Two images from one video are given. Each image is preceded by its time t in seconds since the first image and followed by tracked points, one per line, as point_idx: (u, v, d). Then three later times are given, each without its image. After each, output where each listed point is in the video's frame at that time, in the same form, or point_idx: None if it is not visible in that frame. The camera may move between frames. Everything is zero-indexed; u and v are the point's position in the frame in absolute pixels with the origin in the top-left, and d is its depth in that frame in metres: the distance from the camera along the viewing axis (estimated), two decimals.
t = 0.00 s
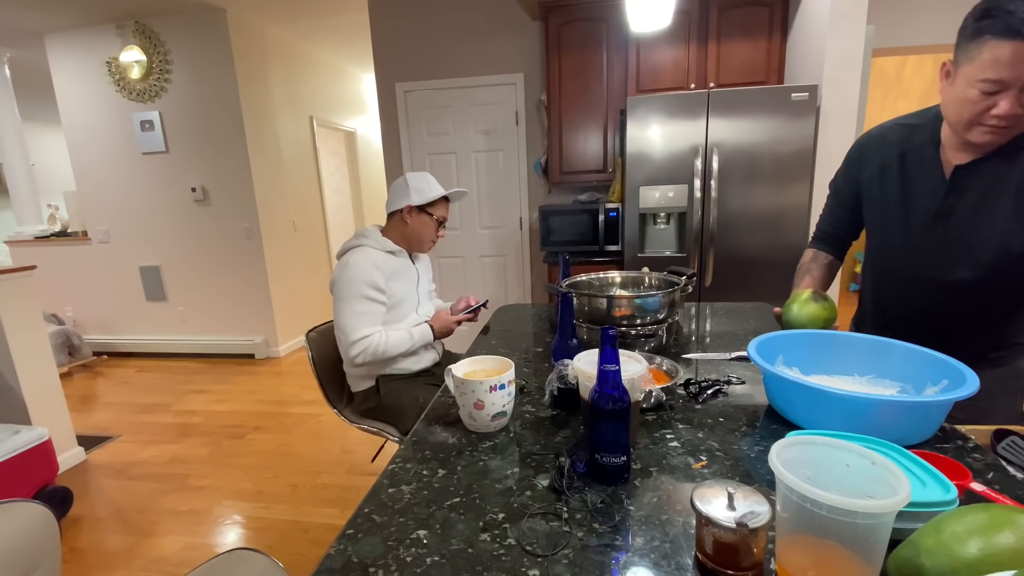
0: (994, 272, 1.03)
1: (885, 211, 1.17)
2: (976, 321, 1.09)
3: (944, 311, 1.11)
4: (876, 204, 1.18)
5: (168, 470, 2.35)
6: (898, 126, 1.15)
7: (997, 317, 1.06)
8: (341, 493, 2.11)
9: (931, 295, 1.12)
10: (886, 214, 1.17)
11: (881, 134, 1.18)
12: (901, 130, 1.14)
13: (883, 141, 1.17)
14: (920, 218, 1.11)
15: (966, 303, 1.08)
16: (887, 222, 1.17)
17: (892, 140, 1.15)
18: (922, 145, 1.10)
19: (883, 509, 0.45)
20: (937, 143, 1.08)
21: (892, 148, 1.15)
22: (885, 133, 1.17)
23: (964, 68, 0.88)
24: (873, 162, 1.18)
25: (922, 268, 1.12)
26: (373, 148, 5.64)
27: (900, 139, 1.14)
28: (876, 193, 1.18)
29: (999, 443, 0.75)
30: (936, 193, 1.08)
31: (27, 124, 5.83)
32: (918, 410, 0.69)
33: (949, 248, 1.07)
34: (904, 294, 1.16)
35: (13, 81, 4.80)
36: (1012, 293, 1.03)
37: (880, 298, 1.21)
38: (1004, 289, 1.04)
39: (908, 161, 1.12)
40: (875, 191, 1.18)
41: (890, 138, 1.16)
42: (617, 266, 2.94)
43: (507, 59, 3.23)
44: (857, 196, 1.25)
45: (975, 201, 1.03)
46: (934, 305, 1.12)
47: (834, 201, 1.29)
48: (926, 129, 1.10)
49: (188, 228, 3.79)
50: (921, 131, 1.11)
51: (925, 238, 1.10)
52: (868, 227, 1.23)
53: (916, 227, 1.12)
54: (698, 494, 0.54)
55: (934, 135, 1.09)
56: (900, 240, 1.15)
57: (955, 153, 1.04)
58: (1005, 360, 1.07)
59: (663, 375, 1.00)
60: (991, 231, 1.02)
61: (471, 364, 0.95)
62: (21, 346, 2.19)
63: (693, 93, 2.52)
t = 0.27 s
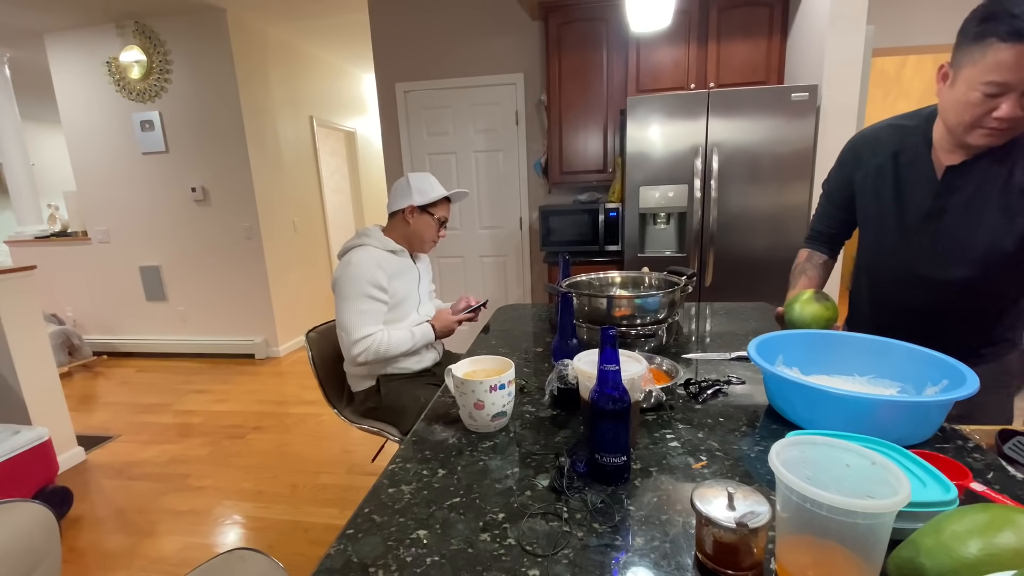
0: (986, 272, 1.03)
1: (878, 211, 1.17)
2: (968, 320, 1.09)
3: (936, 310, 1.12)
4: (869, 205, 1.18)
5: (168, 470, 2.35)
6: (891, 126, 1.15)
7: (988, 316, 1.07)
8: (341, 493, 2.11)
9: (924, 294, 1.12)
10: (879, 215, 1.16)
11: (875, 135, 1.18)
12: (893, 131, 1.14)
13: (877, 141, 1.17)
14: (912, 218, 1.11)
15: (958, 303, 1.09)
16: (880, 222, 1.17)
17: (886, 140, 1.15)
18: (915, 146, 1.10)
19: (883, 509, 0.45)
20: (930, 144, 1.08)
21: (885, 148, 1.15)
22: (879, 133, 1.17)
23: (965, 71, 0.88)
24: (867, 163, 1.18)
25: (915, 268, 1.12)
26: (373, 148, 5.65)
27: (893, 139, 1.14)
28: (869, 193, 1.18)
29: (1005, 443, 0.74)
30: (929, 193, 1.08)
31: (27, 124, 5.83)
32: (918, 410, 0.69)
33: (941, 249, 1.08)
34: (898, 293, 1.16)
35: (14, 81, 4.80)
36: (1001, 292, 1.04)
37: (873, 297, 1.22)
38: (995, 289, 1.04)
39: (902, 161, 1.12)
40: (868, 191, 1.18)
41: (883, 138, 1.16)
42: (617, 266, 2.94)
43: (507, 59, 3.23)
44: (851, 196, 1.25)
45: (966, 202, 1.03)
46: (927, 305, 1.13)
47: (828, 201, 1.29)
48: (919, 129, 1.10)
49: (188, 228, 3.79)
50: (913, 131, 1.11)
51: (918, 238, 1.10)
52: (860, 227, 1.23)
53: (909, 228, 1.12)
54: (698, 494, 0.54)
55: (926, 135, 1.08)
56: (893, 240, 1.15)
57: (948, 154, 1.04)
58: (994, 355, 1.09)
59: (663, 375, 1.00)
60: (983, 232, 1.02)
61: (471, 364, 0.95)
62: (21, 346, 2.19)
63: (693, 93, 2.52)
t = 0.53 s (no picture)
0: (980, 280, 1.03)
1: (876, 215, 1.17)
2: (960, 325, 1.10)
3: (930, 314, 1.13)
4: (869, 209, 1.18)
5: (168, 470, 2.35)
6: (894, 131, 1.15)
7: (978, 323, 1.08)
8: (341, 492, 2.11)
9: (918, 298, 1.13)
10: (878, 218, 1.16)
11: (878, 139, 1.18)
12: (896, 136, 1.14)
13: (879, 145, 1.17)
14: (909, 224, 1.11)
15: (950, 308, 1.09)
16: (878, 225, 1.17)
17: (887, 144, 1.15)
18: (917, 151, 1.10)
19: (883, 510, 0.45)
20: (931, 150, 1.08)
21: (887, 153, 1.15)
22: (881, 138, 1.17)
23: (970, 83, 0.88)
24: (869, 166, 1.18)
25: (911, 273, 1.12)
26: (373, 148, 5.65)
27: (894, 144, 1.14)
28: (869, 197, 1.18)
29: (1006, 443, 0.74)
30: (927, 200, 1.08)
31: (27, 125, 5.83)
32: (918, 410, 0.69)
33: (935, 255, 1.08)
34: (893, 296, 1.16)
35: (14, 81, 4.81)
36: (995, 299, 1.04)
37: (871, 299, 1.22)
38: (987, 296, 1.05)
39: (902, 167, 1.12)
40: (869, 195, 1.18)
41: (885, 143, 1.16)
42: (617, 266, 2.94)
43: (507, 59, 3.23)
44: (852, 199, 1.25)
45: (965, 210, 1.03)
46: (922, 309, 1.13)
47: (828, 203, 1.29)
48: (921, 136, 1.09)
49: (188, 228, 3.79)
50: (915, 136, 1.11)
51: (914, 243, 1.11)
52: (860, 229, 1.23)
53: (907, 233, 1.11)
54: (699, 494, 0.54)
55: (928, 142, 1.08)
56: (889, 244, 1.15)
57: (949, 161, 1.03)
58: (990, 352, 1.10)
59: (663, 375, 1.00)
60: (978, 240, 1.02)
61: (471, 365, 0.95)
62: (21, 346, 2.19)
63: (693, 93, 2.52)
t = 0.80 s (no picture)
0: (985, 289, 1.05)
1: (884, 220, 1.16)
2: (960, 331, 1.12)
3: (932, 319, 1.14)
4: (877, 214, 1.18)
5: (168, 470, 2.35)
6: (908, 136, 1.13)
7: (977, 330, 1.10)
8: (341, 492, 2.11)
9: (921, 303, 1.14)
10: (886, 224, 1.16)
11: (891, 143, 1.17)
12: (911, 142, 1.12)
13: (893, 150, 1.16)
14: (918, 231, 1.11)
15: (952, 315, 1.11)
16: (885, 231, 1.16)
17: (902, 150, 1.14)
18: (931, 159, 1.08)
19: (884, 509, 0.45)
20: (945, 158, 1.07)
21: (901, 158, 1.14)
22: (895, 142, 1.16)
23: (987, 95, 0.88)
24: (881, 171, 1.17)
25: (916, 279, 1.12)
26: (373, 148, 5.64)
27: (908, 150, 1.13)
28: (879, 202, 1.17)
29: (1006, 443, 0.75)
30: (938, 209, 1.07)
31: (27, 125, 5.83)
32: (918, 410, 0.69)
33: (943, 263, 1.08)
34: (897, 301, 1.17)
35: (14, 81, 4.81)
36: (996, 307, 1.07)
37: (873, 301, 1.23)
38: (988, 305, 1.07)
39: (914, 173, 1.11)
40: (878, 200, 1.17)
41: (899, 148, 1.15)
42: (617, 266, 2.94)
43: (507, 59, 3.23)
44: (859, 202, 1.24)
45: (976, 221, 1.03)
46: (924, 314, 1.14)
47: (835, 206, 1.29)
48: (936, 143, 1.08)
49: (188, 228, 3.79)
50: (930, 143, 1.09)
51: (922, 251, 1.11)
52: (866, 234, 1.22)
53: (915, 240, 1.11)
54: (698, 494, 0.54)
55: (943, 150, 1.07)
56: (896, 250, 1.15)
57: (964, 170, 1.02)
58: (997, 352, 1.12)
59: (663, 375, 1.00)
60: (988, 251, 1.03)
61: (471, 364, 0.95)
62: (21, 346, 2.19)
63: (693, 93, 2.52)
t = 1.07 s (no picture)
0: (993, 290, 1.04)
1: (890, 221, 1.17)
2: (966, 333, 1.11)
3: (939, 321, 1.13)
4: (882, 215, 1.18)
5: (168, 470, 2.35)
6: (912, 137, 1.14)
7: (983, 332, 1.10)
8: (341, 492, 2.11)
9: (926, 304, 1.14)
10: (892, 225, 1.16)
11: (894, 145, 1.17)
12: (914, 144, 1.13)
13: (896, 151, 1.16)
14: (924, 233, 1.11)
15: (958, 316, 1.11)
16: (891, 232, 1.17)
17: (906, 152, 1.14)
18: (936, 160, 1.09)
19: (884, 509, 0.45)
20: (949, 160, 1.07)
21: (905, 160, 1.14)
22: (898, 144, 1.16)
23: (987, 98, 0.88)
24: (885, 172, 1.17)
25: (925, 281, 1.12)
26: (373, 148, 5.64)
27: (912, 152, 1.13)
28: (883, 204, 1.17)
29: (1006, 443, 0.74)
30: (945, 210, 1.08)
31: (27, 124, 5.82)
32: (919, 410, 0.69)
33: (949, 265, 1.08)
34: (902, 303, 1.17)
35: (14, 81, 4.81)
36: (1004, 309, 1.06)
37: (878, 303, 1.22)
38: (996, 306, 1.06)
39: (919, 175, 1.11)
40: (882, 201, 1.18)
41: (903, 149, 1.15)
42: (617, 266, 2.94)
43: (507, 59, 3.23)
44: (863, 204, 1.25)
45: (982, 223, 1.03)
46: (930, 316, 1.14)
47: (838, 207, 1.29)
48: (941, 144, 1.09)
49: (188, 228, 3.79)
50: (934, 144, 1.10)
51: (927, 252, 1.11)
52: (871, 235, 1.22)
53: (922, 241, 1.11)
54: (698, 494, 0.54)
55: (948, 151, 1.07)
56: (901, 252, 1.15)
57: (969, 171, 1.02)
58: (1003, 354, 1.11)
59: (663, 375, 1.00)
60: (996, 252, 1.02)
61: (471, 364, 0.95)
62: (21, 346, 2.19)
63: (693, 93, 2.52)
